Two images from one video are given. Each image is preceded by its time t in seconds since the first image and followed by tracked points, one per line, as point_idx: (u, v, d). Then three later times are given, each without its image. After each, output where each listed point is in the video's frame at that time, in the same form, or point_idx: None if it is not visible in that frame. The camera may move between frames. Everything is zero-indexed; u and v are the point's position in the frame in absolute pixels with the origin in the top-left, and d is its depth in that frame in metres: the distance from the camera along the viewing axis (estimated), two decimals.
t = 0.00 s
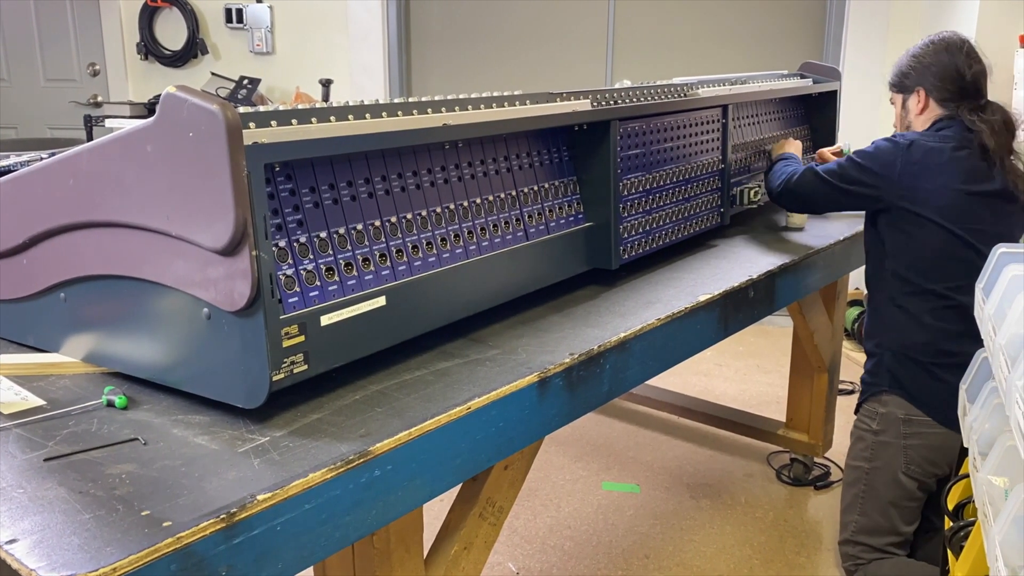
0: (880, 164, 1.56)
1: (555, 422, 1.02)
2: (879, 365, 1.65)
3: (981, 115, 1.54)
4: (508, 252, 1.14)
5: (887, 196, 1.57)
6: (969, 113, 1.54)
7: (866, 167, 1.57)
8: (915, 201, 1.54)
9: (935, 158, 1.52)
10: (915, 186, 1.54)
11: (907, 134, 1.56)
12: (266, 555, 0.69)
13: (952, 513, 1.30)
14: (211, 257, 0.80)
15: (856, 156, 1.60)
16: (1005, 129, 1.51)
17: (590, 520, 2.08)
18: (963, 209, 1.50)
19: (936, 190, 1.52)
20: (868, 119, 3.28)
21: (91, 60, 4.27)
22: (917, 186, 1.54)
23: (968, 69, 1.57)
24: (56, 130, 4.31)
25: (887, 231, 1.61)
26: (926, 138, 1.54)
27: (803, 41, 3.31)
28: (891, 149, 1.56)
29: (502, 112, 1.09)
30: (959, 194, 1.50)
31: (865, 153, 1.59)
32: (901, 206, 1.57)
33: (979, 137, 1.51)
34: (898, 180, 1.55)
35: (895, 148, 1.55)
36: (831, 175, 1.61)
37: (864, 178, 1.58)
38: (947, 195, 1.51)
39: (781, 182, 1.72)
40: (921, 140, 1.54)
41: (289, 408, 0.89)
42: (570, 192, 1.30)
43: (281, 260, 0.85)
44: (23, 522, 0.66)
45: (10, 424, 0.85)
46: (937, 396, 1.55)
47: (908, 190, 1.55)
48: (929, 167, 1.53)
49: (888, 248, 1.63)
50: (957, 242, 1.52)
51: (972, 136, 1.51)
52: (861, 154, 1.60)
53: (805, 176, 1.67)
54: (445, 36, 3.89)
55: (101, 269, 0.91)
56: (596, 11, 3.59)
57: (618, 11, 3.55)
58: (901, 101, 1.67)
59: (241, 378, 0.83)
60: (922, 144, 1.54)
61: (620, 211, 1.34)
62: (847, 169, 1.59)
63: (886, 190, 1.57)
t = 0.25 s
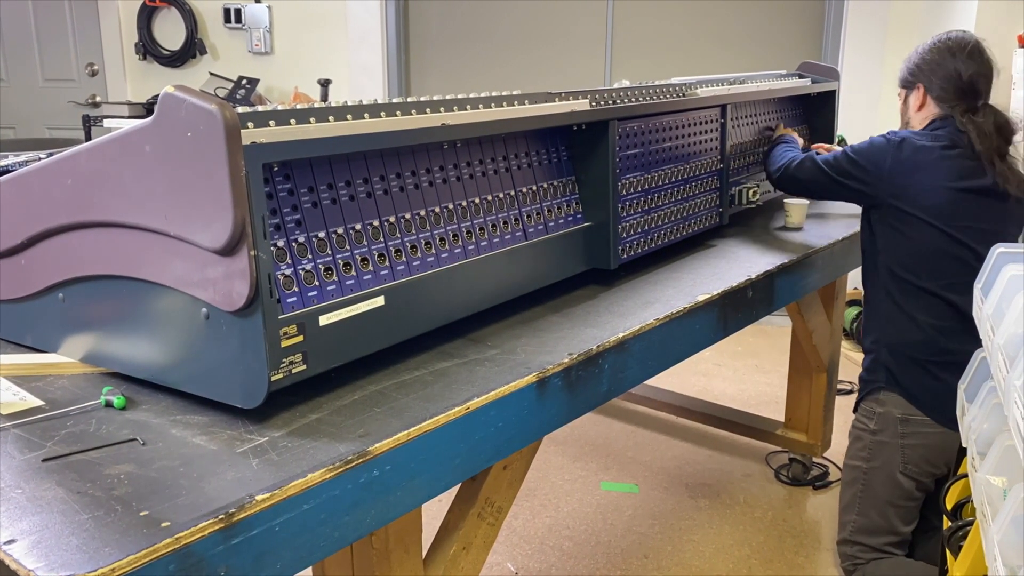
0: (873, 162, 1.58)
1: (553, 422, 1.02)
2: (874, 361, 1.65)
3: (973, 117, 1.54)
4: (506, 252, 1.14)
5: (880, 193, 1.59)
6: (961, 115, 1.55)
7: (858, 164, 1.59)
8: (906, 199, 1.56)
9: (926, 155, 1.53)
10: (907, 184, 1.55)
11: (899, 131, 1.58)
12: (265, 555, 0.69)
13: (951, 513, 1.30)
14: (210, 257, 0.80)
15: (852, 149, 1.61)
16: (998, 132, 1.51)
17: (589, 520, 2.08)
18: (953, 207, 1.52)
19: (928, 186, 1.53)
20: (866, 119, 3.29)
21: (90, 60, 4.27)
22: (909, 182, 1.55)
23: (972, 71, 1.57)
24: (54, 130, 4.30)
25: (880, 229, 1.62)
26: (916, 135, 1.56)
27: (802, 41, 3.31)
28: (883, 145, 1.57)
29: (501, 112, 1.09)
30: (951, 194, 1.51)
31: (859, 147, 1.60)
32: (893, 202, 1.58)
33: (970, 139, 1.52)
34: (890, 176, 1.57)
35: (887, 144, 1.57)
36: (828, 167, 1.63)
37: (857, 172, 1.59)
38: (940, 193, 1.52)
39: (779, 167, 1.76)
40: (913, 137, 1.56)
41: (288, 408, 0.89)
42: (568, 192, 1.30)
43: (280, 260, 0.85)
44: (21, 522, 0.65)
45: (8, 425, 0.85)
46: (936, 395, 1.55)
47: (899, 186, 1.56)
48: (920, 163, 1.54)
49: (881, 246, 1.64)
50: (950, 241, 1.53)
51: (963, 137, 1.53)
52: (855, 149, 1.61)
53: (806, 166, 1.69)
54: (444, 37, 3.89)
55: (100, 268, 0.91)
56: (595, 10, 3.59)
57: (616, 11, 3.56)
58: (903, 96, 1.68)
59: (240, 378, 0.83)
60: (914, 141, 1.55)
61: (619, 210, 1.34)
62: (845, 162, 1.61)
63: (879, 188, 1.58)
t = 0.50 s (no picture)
0: (875, 163, 1.59)
1: (554, 422, 1.02)
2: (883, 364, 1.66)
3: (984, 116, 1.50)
4: (507, 252, 1.14)
5: (884, 195, 1.60)
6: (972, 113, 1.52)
7: (861, 165, 1.61)
8: (908, 200, 1.57)
9: (929, 156, 1.54)
10: (910, 185, 1.56)
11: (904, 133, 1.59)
12: (266, 556, 0.69)
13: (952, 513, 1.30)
14: (211, 257, 0.80)
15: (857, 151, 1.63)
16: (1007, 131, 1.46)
17: (590, 520, 2.08)
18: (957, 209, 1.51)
19: (930, 187, 1.54)
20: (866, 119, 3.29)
21: (91, 60, 4.28)
22: (912, 183, 1.56)
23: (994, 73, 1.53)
24: (55, 130, 4.30)
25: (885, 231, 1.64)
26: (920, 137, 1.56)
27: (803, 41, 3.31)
28: (887, 147, 1.58)
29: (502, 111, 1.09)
30: (953, 195, 1.51)
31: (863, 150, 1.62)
32: (896, 203, 1.59)
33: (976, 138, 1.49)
34: (892, 178, 1.58)
35: (891, 145, 1.58)
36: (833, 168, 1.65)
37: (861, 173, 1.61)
38: (943, 195, 1.52)
39: (784, 165, 1.78)
40: (916, 138, 1.56)
41: (289, 408, 0.89)
42: (569, 191, 1.30)
43: (281, 260, 0.85)
44: (22, 522, 0.65)
45: (10, 425, 0.85)
46: (942, 394, 1.56)
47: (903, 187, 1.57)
48: (924, 164, 1.54)
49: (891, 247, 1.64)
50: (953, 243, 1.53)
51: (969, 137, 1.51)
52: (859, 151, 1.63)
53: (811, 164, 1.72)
54: (444, 37, 3.89)
55: (101, 269, 0.91)
56: (596, 10, 3.59)
57: (617, 11, 3.55)
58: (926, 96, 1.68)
59: (241, 378, 0.83)
60: (917, 142, 1.56)
61: (620, 211, 1.33)
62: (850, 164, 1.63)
63: (883, 190, 1.60)
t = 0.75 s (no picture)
0: (875, 163, 1.59)
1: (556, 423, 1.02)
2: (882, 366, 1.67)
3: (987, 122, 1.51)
4: (508, 253, 1.14)
5: (880, 195, 1.61)
6: (975, 118, 1.53)
7: (860, 166, 1.61)
8: (904, 201, 1.58)
9: (925, 158, 1.54)
10: (906, 186, 1.57)
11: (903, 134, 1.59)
12: (267, 556, 0.69)
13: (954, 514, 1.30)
14: (213, 258, 0.80)
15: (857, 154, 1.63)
16: (1013, 137, 1.47)
17: (591, 520, 2.08)
18: (950, 211, 1.52)
19: (926, 188, 1.54)
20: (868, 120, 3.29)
21: (93, 60, 4.27)
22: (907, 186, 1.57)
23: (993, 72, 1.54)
24: (58, 130, 4.31)
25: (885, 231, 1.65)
26: (918, 140, 1.56)
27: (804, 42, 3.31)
28: (885, 150, 1.59)
29: (504, 112, 1.09)
30: (951, 196, 1.51)
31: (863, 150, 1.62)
32: (895, 205, 1.60)
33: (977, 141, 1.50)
34: (889, 179, 1.59)
35: (890, 146, 1.58)
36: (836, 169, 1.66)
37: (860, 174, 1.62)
38: (939, 196, 1.52)
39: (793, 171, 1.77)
40: (914, 140, 1.57)
41: (291, 408, 0.89)
42: (571, 192, 1.30)
43: (283, 261, 0.85)
44: (24, 522, 0.66)
45: (12, 424, 0.85)
46: (943, 394, 1.56)
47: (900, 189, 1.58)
48: (921, 166, 1.55)
49: (883, 243, 1.68)
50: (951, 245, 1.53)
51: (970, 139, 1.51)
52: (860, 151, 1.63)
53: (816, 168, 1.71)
54: (446, 37, 3.90)
55: (103, 269, 0.91)
56: (598, 10, 3.59)
57: (619, 11, 3.55)
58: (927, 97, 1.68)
59: (243, 378, 0.83)
60: (915, 144, 1.56)
61: (621, 211, 1.33)
62: (851, 166, 1.63)
63: (883, 189, 1.60)
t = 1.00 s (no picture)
0: (854, 157, 1.66)
1: (555, 423, 1.02)
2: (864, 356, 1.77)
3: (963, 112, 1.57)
4: (507, 252, 1.14)
5: (859, 188, 1.68)
6: (952, 109, 1.58)
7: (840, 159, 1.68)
8: (882, 194, 1.64)
9: (902, 153, 1.61)
10: (883, 180, 1.64)
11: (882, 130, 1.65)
12: (266, 556, 0.69)
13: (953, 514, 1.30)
14: (211, 257, 0.80)
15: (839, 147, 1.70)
16: (986, 126, 1.55)
17: (590, 520, 2.08)
18: (922, 205, 1.59)
19: (901, 182, 1.61)
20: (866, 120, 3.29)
21: (91, 60, 4.28)
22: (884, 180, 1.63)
23: (968, 68, 1.61)
24: (56, 130, 4.30)
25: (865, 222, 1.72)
26: (896, 135, 1.63)
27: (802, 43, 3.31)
28: (864, 144, 1.65)
29: (503, 112, 1.09)
30: (924, 191, 1.58)
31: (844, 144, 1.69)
32: (872, 198, 1.67)
33: (955, 134, 1.56)
34: (868, 172, 1.65)
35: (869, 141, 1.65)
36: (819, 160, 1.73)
37: (840, 167, 1.69)
38: (915, 190, 1.59)
39: (783, 157, 1.84)
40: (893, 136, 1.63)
41: (289, 408, 0.89)
42: (570, 192, 1.30)
43: (281, 260, 0.85)
44: (23, 522, 0.66)
45: (10, 425, 0.85)
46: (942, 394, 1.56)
47: (877, 183, 1.64)
48: (898, 161, 1.61)
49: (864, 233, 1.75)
50: (922, 238, 1.62)
51: (948, 133, 1.57)
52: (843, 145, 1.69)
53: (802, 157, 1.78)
54: (445, 37, 3.90)
55: (101, 269, 0.91)
56: (596, 10, 3.59)
57: (617, 11, 3.56)
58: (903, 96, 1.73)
59: (242, 378, 0.83)
60: (892, 139, 1.63)
61: (620, 211, 1.33)
62: (832, 158, 1.70)
63: (861, 182, 1.67)
